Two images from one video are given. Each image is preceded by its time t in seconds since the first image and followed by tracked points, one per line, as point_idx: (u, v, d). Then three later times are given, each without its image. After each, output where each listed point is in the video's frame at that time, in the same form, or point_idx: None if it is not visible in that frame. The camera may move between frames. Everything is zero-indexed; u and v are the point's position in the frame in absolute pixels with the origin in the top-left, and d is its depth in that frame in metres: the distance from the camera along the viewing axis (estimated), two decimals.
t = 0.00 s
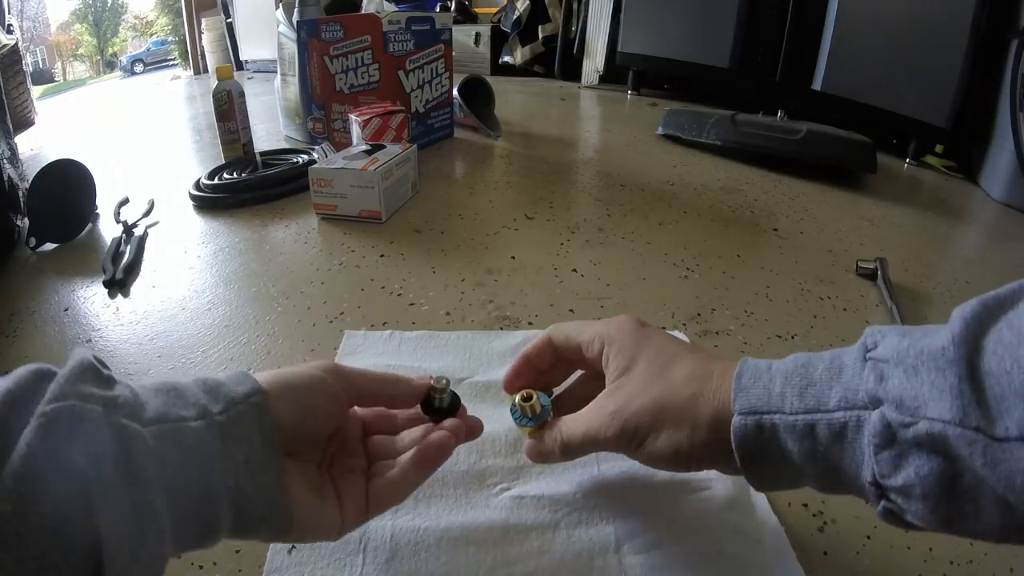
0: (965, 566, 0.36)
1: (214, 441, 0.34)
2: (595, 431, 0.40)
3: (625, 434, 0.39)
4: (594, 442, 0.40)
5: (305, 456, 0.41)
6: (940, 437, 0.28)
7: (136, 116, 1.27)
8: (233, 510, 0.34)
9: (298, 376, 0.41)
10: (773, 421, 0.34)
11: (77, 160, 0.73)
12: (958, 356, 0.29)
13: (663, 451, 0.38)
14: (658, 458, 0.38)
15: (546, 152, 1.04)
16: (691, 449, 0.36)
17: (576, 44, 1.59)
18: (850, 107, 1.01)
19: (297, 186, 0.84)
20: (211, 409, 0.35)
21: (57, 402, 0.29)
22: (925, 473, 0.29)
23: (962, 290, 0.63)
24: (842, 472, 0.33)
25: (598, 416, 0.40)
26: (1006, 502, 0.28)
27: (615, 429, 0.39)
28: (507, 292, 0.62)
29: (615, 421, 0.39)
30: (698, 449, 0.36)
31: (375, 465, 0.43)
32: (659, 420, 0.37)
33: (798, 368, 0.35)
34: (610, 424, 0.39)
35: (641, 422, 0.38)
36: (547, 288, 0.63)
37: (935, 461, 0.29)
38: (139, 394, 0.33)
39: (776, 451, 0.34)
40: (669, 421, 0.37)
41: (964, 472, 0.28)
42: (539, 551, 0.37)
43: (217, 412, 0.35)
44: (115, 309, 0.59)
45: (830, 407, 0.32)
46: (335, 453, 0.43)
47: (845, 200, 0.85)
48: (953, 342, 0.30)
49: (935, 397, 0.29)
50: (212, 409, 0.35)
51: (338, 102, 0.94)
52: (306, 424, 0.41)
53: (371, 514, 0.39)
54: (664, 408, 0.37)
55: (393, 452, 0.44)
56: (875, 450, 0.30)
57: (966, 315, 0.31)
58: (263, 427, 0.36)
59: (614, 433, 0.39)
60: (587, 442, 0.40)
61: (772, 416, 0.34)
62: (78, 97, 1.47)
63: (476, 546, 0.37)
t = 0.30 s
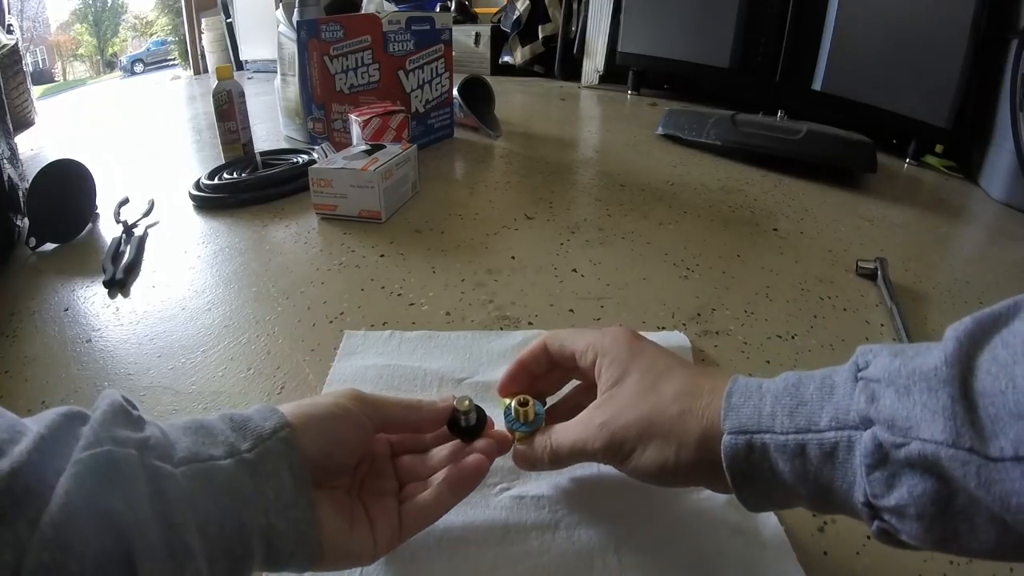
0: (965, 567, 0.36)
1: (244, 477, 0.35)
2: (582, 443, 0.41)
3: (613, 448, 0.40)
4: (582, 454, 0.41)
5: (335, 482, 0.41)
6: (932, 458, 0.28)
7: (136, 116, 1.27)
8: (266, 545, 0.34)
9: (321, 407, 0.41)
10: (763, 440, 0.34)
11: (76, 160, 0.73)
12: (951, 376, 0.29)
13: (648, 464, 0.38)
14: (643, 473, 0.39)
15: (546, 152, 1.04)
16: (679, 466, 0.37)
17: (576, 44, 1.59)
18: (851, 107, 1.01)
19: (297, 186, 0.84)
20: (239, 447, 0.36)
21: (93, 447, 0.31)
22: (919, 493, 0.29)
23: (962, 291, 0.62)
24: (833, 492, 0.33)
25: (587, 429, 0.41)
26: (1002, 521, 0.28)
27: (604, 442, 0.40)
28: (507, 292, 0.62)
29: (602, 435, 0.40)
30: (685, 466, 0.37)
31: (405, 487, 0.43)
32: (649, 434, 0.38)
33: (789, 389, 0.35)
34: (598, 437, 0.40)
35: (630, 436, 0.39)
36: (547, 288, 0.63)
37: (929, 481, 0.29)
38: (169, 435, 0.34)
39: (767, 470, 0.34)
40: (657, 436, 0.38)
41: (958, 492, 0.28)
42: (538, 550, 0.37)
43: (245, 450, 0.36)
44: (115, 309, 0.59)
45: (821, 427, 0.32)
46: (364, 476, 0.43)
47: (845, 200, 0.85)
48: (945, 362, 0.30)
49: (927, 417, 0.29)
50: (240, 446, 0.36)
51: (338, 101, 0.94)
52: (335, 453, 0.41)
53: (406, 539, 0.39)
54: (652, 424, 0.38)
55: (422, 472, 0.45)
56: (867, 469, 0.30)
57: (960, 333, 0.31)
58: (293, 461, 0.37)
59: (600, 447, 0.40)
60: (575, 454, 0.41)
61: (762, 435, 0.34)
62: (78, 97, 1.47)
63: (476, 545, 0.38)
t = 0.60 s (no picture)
0: (965, 566, 0.36)
1: (249, 477, 0.35)
2: (585, 441, 0.41)
3: (616, 445, 0.40)
4: (585, 451, 0.41)
5: (338, 482, 0.42)
6: (935, 456, 0.28)
7: (136, 116, 1.27)
8: (269, 545, 0.34)
9: (324, 406, 0.41)
10: (766, 438, 0.34)
11: (76, 160, 0.73)
12: (953, 375, 0.29)
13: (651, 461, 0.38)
14: (647, 471, 0.39)
15: (546, 152, 1.04)
16: (682, 463, 0.37)
17: (576, 44, 1.59)
18: (851, 107, 1.01)
19: (297, 186, 0.84)
20: (242, 448, 0.36)
21: (98, 449, 0.31)
22: (920, 490, 0.29)
23: (962, 290, 0.62)
24: (834, 490, 0.33)
25: (590, 426, 0.41)
26: (1003, 519, 0.28)
27: (607, 440, 0.40)
28: (507, 292, 0.62)
29: (605, 432, 0.40)
30: (688, 464, 0.37)
31: (409, 485, 0.44)
32: (651, 431, 0.38)
33: (792, 386, 0.35)
34: (601, 435, 0.40)
35: (632, 434, 0.39)
36: (547, 288, 0.63)
37: (930, 478, 0.29)
38: (172, 436, 0.34)
39: (769, 468, 0.34)
40: (659, 433, 0.38)
41: (960, 489, 0.28)
42: (539, 550, 0.37)
43: (248, 451, 0.36)
44: (115, 309, 0.58)
45: (824, 424, 0.33)
46: (367, 477, 0.43)
47: (845, 200, 0.85)
48: (948, 360, 0.30)
49: (929, 415, 0.29)
50: (243, 447, 0.36)
51: (338, 102, 0.94)
52: (338, 455, 0.41)
53: (410, 536, 0.39)
54: (654, 422, 0.38)
55: (427, 473, 0.45)
56: (869, 467, 0.30)
57: (963, 332, 0.31)
58: (296, 462, 0.37)
59: (603, 444, 0.40)
60: (579, 451, 0.41)
61: (765, 432, 0.34)
62: (78, 97, 1.47)
63: (476, 545, 0.38)
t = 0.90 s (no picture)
0: (965, 566, 0.36)
1: (249, 477, 0.35)
2: (584, 440, 0.41)
3: (615, 446, 0.40)
4: (583, 451, 0.41)
5: (340, 482, 0.42)
6: (933, 456, 0.28)
7: (136, 116, 1.27)
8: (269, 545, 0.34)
9: (325, 406, 0.41)
10: (765, 438, 0.34)
11: (76, 160, 0.73)
12: (951, 375, 0.29)
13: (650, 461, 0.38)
14: (647, 471, 0.39)
15: (546, 152, 1.04)
16: (682, 463, 0.37)
17: (576, 44, 1.59)
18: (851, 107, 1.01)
19: (298, 186, 0.84)
20: (245, 448, 0.36)
21: (103, 451, 0.31)
22: (919, 490, 0.29)
23: (962, 291, 0.62)
24: (834, 490, 0.33)
25: (589, 426, 0.41)
26: (1002, 519, 0.28)
27: (606, 439, 0.40)
28: (507, 292, 0.62)
29: (603, 431, 0.40)
30: (688, 464, 0.37)
31: (410, 485, 0.44)
32: (650, 431, 0.38)
33: (790, 386, 0.35)
34: (599, 435, 0.40)
35: (631, 433, 0.39)
36: (547, 288, 0.63)
37: (929, 479, 0.29)
38: (176, 436, 0.34)
39: (769, 468, 0.34)
40: (659, 434, 0.38)
41: (958, 489, 0.28)
42: (539, 550, 0.37)
43: (251, 451, 0.36)
44: (115, 309, 0.58)
45: (823, 425, 0.32)
46: (368, 476, 0.43)
47: (845, 200, 0.85)
48: (946, 360, 0.30)
49: (928, 415, 0.29)
50: (247, 448, 0.36)
51: (338, 102, 0.94)
52: (340, 455, 0.41)
53: (411, 536, 0.39)
54: (654, 422, 0.38)
55: (427, 473, 0.45)
56: (868, 467, 0.30)
57: (962, 331, 0.31)
58: (299, 462, 0.37)
59: (602, 443, 0.40)
60: (578, 451, 0.41)
61: (764, 433, 0.34)
62: (78, 97, 1.47)
63: (477, 545, 0.38)
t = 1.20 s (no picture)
0: (965, 566, 0.36)
1: (248, 477, 0.35)
2: (581, 439, 0.41)
3: (613, 444, 0.40)
4: (581, 450, 0.41)
5: (338, 482, 0.42)
6: (931, 455, 0.28)
7: (136, 116, 1.26)
8: (268, 545, 0.34)
9: (324, 406, 0.41)
10: (763, 436, 0.34)
11: (76, 160, 0.73)
12: (949, 373, 0.29)
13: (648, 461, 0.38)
14: (645, 469, 0.39)
15: (546, 152, 1.04)
16: (679, 462, 0.37)
17: (576, 44, 1.59)
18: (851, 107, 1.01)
19: (298, 186, 0.84)
20: (243, 449, 0.36)
21: (99, 452, 0.31)
22: (916, 489, 0.29)
23: (962, 290, 0.62)
24: (832, 488, 0.33)
25: (587, 425, 0.41)
26: (1000, 518, 0.28)
27: (604, 438, 0.40)
28: (507, 292, 0.62)
29: (601, 431, 0.40)
30: (685, 462, 0.37)
31: (409, 484, 0.44)
32: (647, 430, 0.38)
33: (788, 385, 0.35)
34: (596, 433, 0.40)
35: (627, 432, 0.39)
36: (547, 288, 0.63)
37: (927, 477, 0.29)
38: (172, 438, 0.35)
39: (767, 467, 0.34)
40: (656, 432, 0.38)
41: (956, 487, 0.28)
42: (539, 550, 0.37)
43: (249, 452, 0.36)
44: (115, 309, 0.59)
45: (820, 423, 0.32)
46: (367, 476, 0.44)
47: (845, 200, 0.85)
48: (943, 359, 0.30)
49: (925, 414, 0.29)
50: (244, 448, 0.36)
51: (338, 102, 0.94)
52: (339, 455, 0.41)
53: (410, 535, 0.39)
54: (652, 421, 0.38)
55: (426, 472, 0.45)
56: (865, 466, 0.30)
57: (959, 329, 0.31)
58: (297, 462, 0.37)
59: (599, 442, 0.40)
60: (576, 450, 0.41)
61: (762, 431, 0.34)
62: (78, 97, 1.47)
63: (476, 545, 0.38)
